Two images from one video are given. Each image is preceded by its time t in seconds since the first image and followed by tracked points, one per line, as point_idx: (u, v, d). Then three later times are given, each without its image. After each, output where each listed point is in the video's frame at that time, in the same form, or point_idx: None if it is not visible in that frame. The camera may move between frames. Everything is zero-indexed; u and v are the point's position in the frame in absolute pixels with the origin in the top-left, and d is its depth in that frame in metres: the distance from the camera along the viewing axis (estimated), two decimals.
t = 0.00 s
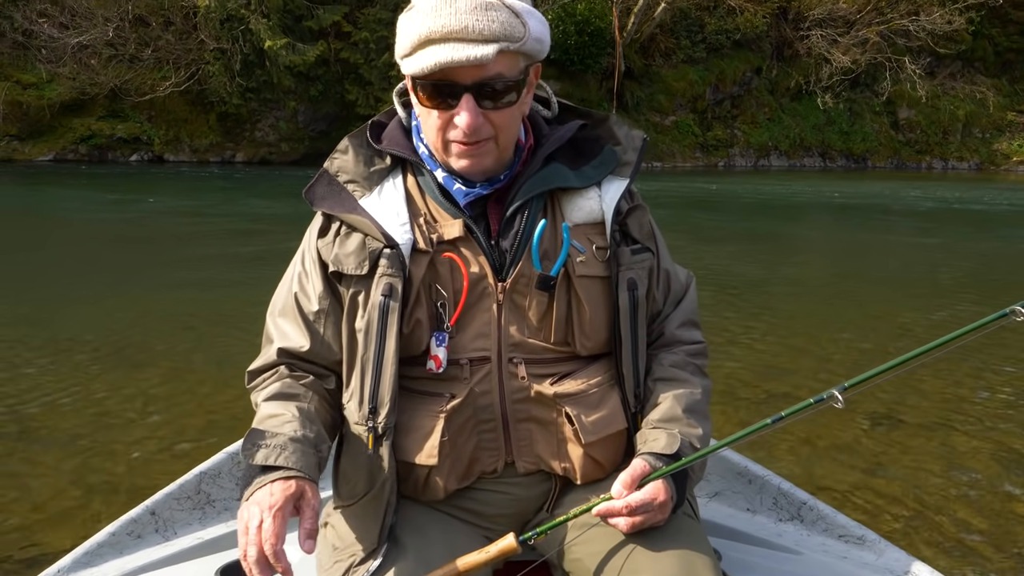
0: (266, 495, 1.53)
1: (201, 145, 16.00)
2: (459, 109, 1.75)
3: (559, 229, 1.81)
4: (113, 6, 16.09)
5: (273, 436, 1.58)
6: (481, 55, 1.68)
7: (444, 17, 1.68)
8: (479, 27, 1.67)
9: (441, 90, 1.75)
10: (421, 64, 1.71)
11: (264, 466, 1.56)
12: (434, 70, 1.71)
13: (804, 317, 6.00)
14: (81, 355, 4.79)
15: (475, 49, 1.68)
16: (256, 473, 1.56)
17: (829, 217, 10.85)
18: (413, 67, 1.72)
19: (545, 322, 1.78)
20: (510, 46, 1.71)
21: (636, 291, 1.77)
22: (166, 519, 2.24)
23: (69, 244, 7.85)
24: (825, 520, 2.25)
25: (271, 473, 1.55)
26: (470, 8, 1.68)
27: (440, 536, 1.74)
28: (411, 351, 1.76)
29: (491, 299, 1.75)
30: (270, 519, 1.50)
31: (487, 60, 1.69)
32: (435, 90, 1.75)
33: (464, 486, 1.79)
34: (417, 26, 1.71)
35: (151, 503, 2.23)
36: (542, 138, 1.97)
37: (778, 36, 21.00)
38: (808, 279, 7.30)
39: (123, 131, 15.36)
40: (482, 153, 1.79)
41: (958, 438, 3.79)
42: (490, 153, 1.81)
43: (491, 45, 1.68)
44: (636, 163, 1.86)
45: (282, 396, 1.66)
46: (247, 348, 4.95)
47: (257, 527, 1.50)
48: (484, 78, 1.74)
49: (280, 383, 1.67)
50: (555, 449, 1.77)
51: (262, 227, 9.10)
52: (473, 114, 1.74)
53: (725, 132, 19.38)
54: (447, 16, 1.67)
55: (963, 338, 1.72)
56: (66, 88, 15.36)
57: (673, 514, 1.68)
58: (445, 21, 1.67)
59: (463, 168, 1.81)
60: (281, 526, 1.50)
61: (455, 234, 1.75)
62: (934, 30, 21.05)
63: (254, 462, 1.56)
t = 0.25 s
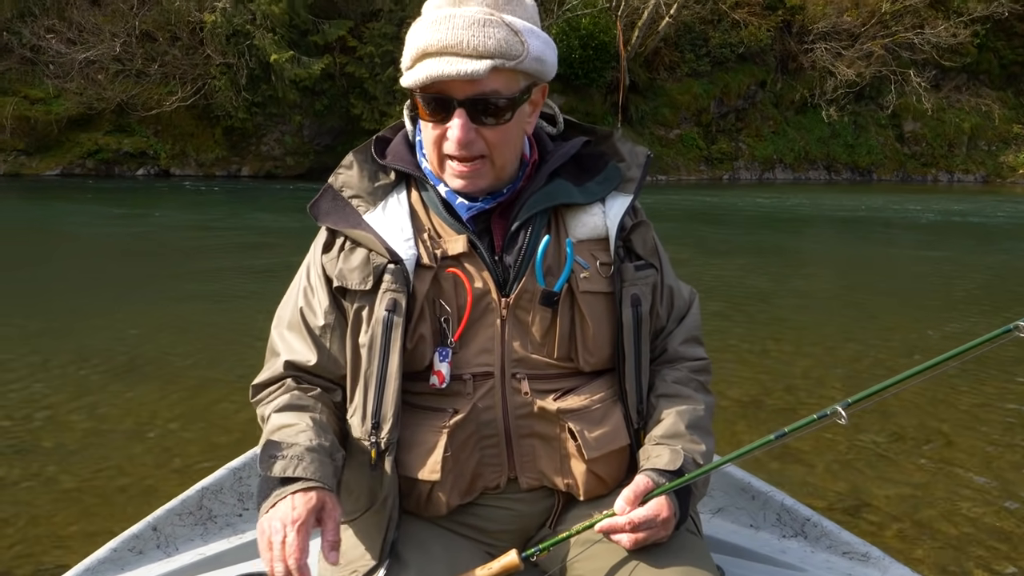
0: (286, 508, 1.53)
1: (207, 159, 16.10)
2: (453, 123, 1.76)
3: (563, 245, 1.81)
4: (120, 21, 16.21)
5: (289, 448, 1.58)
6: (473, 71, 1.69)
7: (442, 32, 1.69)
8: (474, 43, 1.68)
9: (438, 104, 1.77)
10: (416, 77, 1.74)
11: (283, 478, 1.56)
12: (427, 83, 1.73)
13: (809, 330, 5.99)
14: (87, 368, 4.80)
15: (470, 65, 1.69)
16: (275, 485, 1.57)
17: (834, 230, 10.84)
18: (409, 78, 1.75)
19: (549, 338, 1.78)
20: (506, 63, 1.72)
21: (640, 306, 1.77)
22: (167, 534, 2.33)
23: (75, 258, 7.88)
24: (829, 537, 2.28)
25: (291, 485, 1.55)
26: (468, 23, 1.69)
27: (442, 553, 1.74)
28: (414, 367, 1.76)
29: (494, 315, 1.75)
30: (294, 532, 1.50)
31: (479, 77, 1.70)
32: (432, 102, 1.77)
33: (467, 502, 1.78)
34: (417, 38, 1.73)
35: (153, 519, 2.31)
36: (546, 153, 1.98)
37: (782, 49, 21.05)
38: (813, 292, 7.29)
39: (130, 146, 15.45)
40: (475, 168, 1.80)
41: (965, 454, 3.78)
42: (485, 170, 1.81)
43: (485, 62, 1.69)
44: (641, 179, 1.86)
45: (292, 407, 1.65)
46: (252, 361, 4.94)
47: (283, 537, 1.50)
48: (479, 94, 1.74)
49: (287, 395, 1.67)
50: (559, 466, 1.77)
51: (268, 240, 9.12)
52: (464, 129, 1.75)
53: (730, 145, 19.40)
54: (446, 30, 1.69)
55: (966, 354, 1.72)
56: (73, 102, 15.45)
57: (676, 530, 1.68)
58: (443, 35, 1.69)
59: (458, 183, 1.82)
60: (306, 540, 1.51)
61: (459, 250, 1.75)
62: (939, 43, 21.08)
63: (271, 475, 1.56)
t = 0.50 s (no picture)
0: (426, 434, 1.54)
1: (215, 170, 16.10)
2: (447, 136, 1.77)
3: (566, 255, 1.82)
4: (129, 33, 16.30)
5: (377, 405, 1.60)
6: (466, 84, 1.69)
7: (437, 45, 1.71)
8: (469, 57, 1.69)
9: (433, 116, 1.78)
10: (410, 89, 1.75)
11: (398, 423, 1.56)
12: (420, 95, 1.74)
13: (815, 341, 5.98)
14: (93, 379, 4.81)
15: (465, 78, 1.70)
16: (396, 435, 1.55)
17: (841, 241, 10.83)
18: (404, 91, 1.76)
19: (551, 349, 1.78)
20: (500, 77, 1.72)
21: (643, 318, 1.78)
22: (171, 546, 2.34)
23: (82, 269, 7.90)
24: (833, 549, 2.33)
25: (409, 425, 1.56)
26: (463, 37, 1.70)
27: (446, 565, 1.74)
28: (418, 378, 1.76)
29: (498, 326, 1.75)
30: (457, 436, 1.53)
31: (474, 91, 1.71)
32: (427, 113, 1.78)
33: (470, 514, 1.78)
34: (415, 51, 1.75)
35: (156, 530, 2.32)
36: (549, 165, 1.99)
37: (789, 60, 21.06)
38: (819, 302, 7.27)
39: (138, 157, 15.50)
40: (470, 181, 1.81)
41: (973, 466, 3.76)
42: (481, 183, 1.82)
43: (479, 76, 1.70)
44: (643, 191, 1.87)
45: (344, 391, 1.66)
46: (257, 372, 4.94)
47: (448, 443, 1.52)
48: (473, 107, 1.75)
49: (305, 394, 1.66)
50: (562, 477, 1.77)
51: (274, 251, 9.14)
52: (458, 142, 1.76)
53: (737, 155, 19.37)
54: (442, 43, 1.70)
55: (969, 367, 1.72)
56: (82, 113, 15.53)
57: (679, 542, 1.67)
58: (438, 48, 1.70)
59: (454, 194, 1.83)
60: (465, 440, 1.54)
61: (462, 261, 1.76)
62: (946, 53, 21.08)
63: (388, 424, 1.56)
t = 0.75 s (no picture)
0: (460, 439, 1.59)
1: (221, 173, 16.17)
2: (455, 143, 1.77)
3: (570, 260, 1.82)
4: (135, 37, 16.37)
5: (406, 407, 1.62)
6: (476, 92, 1.70)
7: (449, 51, 1.72)
8: (481, 65, 1.70)
9: (442, 122, 1.78)
10: (420, 95, 1.75)
11: (432, 428, 1.60)
12: (432, 102, 1.74)
13: (821, 344, 5.98)
14: (99, 382, 4.83)
15: (475, 85, 1.71)
16: (429, 439, 1.59)
17: (846, 243, 10.82)
18: (413, 97, 1.77)
19: (555, 353, 1.78)
20: (511, 85, 1.73)
21: (646, 322, 1.78)
22: (175, 548, 2.35)
23: (89, 273, 7.94)
24: (836, 551, 2.33)
25: (442, 430, 1.61)
26: (475, 44, 1.71)
27: (448, 566, 1.74)
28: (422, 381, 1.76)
29: (502, 329, 1.75)
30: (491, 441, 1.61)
31: (483, 98, 1.72)
32: (437, 120, 1.78)
33: (473, 517, 1.79)
34: (426, 56, 1.75)
35: (161, 532, 2.33)
36: (553, 169, 2.00)
37: (794, 62, 21.03)
38: (825, 305, 7.27)
39: (144, 160, 15.54)
40: (478, 189, 1.82)
41: (979, 467, 3.76)
42: (486, 189, 1.83)
43: (489, 84, 1.71)
44: (647, 195, 1.87)
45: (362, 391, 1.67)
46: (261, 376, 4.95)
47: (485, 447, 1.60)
48: (482, 114, 1.75)
49: (316, 395, 1.67)
50: (565, 479, 1.77)
51: (279, 254, 9.17)
52: (466, 149, 1.77)
53: (743, 157, 19.34)
54: (454, 49, 1.71)
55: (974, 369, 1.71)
56: (88, 117, 15.59)
57: (682, 545, 1.68)
58: (450, 55, 1.71)
59: (460, 202, 1.84)
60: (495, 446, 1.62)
61: (467, 264, 1.77)
62: (952, 55, 21.03)
63: (422, 428, 1.59)
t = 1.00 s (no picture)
0: (447, 443, 1.58)
1: (225, 173, 16.14)
2: (455, 141, 1.78)
3: (572, 259, 1.83)
4: (139, 38, 16.39)
5: (397, 409, 1.62)
6: (474, 91, 1.71)
7: (445, 50, 1.72)
8: (478, 63, 1.70)
9: (440, 122, 1.79)
10: (418, 95, 1.76)
11: (419, 431, 1.59)
12: (429, 102, 1.75)
13: (825, 342, 5.97)
14: (103, 383, 4.83)
15: (472, 84, 1.71)
16: (416, 441, 1.58)
17: (850, 241, 10.80)
18: (412, 97, 1.77)
19: (558, 352, 1.78)
20: (508, 83, 1.73)
21: (649, 321, 1.78)
22: (179, 548, 2.36)
23: (94, 274, 7.95)
24: (840, 549, 2.33)
25: (430, 434, 1.59)
26: (472, 42, 1.71)
27: (453, 566, 1.75)
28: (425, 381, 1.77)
29: (505, 329, 1.76)
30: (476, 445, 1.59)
31: (482, 96, 1.72)
32: (436, 120, 1.79)
33: (477, 517, 1.79)
34: (423, 56, 1.76)
35: (165, 533, 2.34)
36: (555, 169, 2.00)
37: (798, 60, 20.99)
38: (829, 303, 7.26)
39: (148, 161, 15.50)
40: (478, 188, 1.82)
41: (985, 464, 3.75)
42: (486, 189, 1.83)
43: (487, 82, 1.71)
44: (650, 193, 1.87)
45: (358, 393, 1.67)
46: (265, 376, 4.94)
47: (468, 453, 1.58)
48: (480, 112, 1.76)
49: (318, 397, 1.68)
50: (569, 479, 1.78)
51: (283, 254, 9.18)
52: (466, 147, 1.77)
53: (747, 156, 19.29)
54: (450, 48, 1.72)
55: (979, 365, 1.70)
56: (93, 118, 15.58)
57: (686, 543, 1.68)
58: (447, 53, 1.72)
59: (462, 201, 1.84)
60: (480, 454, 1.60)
61: (469, 264, 1.77)
62: (956, 52, 20.99)
63: (409, 432, 1.58)
